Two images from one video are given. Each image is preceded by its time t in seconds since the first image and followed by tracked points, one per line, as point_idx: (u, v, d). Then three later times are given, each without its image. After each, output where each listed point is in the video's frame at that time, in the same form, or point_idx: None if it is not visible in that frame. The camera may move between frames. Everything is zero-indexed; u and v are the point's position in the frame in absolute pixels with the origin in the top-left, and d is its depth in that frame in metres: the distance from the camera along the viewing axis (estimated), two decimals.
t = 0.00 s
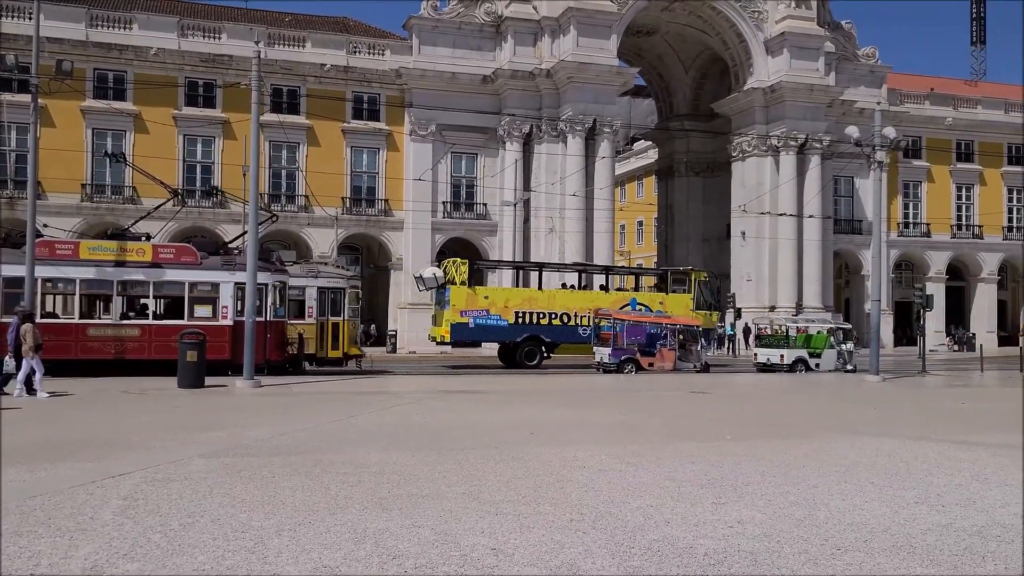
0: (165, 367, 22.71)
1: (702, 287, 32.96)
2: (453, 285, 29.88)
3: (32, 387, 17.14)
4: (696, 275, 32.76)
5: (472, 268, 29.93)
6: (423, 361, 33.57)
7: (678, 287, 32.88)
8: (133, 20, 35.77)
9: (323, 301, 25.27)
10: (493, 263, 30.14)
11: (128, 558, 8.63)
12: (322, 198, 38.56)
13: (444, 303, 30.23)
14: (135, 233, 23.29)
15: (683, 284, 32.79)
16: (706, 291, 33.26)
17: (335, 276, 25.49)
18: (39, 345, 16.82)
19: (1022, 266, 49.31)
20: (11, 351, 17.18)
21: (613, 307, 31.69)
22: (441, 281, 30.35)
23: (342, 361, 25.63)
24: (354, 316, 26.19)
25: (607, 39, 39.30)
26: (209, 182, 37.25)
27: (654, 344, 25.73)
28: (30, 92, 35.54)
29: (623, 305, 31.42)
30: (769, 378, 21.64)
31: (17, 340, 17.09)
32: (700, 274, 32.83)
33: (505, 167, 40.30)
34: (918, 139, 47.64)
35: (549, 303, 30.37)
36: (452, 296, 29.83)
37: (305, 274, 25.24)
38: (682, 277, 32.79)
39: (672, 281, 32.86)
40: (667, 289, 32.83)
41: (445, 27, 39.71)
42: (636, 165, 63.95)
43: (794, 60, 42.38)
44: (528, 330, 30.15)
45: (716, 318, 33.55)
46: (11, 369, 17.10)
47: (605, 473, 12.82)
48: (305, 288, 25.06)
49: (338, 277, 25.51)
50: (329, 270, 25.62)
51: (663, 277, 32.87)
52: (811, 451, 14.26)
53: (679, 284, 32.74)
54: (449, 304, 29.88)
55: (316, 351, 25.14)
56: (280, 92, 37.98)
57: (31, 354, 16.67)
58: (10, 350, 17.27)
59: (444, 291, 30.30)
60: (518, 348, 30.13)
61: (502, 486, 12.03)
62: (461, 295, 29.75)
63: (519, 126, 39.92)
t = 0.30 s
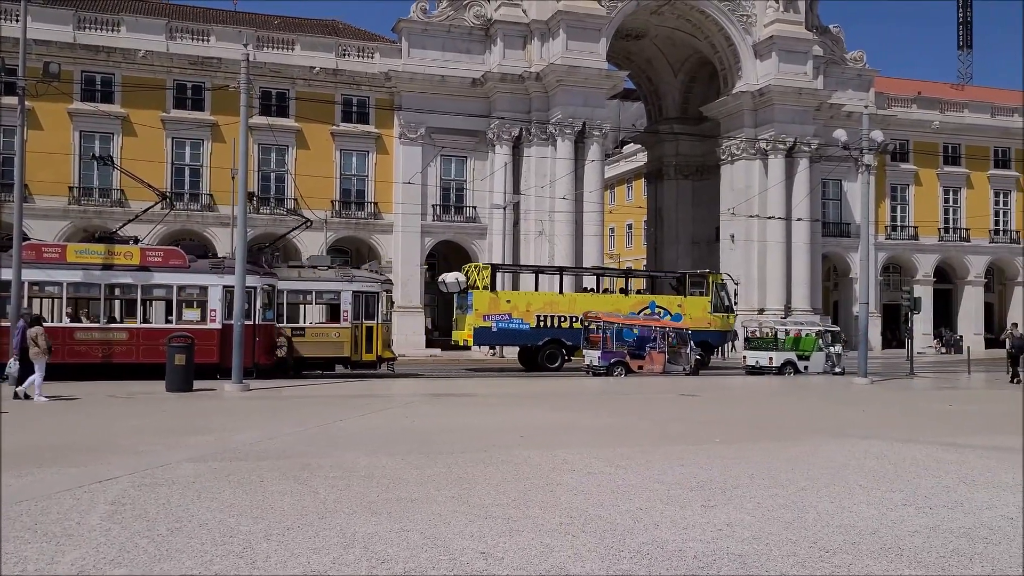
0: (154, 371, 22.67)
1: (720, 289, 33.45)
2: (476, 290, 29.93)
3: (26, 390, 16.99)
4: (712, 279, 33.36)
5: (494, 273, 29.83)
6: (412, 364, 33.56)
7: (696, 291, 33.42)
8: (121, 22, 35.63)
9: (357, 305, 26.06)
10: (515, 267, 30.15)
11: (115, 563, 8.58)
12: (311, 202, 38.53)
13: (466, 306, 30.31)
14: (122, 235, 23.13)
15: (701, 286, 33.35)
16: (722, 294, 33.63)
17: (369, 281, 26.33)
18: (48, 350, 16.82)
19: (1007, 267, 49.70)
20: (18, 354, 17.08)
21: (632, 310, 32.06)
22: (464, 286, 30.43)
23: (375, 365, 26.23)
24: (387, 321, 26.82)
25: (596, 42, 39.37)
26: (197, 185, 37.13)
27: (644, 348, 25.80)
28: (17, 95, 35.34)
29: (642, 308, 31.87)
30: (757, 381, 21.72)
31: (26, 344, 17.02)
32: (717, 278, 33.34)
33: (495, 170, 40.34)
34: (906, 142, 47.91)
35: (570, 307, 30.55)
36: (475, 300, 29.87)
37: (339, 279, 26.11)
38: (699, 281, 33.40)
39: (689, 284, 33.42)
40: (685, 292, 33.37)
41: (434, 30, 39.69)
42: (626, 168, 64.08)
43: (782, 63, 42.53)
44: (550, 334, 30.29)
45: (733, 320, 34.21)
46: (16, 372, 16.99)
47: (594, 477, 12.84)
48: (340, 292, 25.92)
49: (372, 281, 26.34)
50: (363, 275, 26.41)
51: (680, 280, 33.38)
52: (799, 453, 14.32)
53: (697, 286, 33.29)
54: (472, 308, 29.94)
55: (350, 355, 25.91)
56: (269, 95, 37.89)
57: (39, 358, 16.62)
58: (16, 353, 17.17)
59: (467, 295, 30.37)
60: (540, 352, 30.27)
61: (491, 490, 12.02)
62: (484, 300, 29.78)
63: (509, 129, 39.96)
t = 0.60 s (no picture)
0: (141, 372, 22.59)
1: (736, 290, 33.80)
2: (498, 290, 29.87)
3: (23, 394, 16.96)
4: (728, 280, 33.73)
5: (515, 273, 29.91)
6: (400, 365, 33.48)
7: (712, 292, 33.70)
8: (109, 22, 35.50)
9: (388, 306, 26.28)
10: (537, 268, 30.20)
11: (101, 566, 8.53)
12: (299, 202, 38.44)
13: (488, 307, 30.19)
14: (108, 235, 23.04)
15: (717, 288, 33.65)
16: (738, 295, 33.99)
17: (399, 282, 26.51)
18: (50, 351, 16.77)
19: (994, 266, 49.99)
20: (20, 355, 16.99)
21: (650, 310, 32.20)
22: (486, 286, 30.45)
23: (406, 365, 26.50)
24: (418, 322, 27.03)
25: (585, 43, 39.42)
26: (185, 186, 36.98)
27: (633, 348, 25.85)
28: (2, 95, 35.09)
29: (661, 309, 31.99)
30: (745, 381, 21.79)
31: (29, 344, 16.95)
32: (734, 280, 33.67)
33: (484, 170, 40.32)
34: (894, 144, 48.15)
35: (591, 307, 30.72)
36: (497, 300, 29.75)
37: (371, 280, 26.31)
38: (716, 283, 33.73)
39: (706, 286, 33.73)
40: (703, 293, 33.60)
41: (423, 31, 39.67)
42: (615, 169, 64.18)
43: (771, 64, 42.71)
44: (570, 334, 30.27)
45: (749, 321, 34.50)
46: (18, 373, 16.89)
47: (583, 477, 12.85)
48: (371, 293, 26.15)
49: (403, 283, 26.52)
50: (393, 275, 26.60)
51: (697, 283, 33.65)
52: (787, 453, 14.37)
53: (713, 288, 33.56)
54: (494, 309, 29.80)
55: (381, 355, 26.19)
56: (257, 95, 37.79)
57: (42, 359, 16.56)
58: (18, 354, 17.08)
59: (489, 295, 30.31)
60: (560, 352, 30.23)
61: (481, 490, 12.02)
62: (506, 300, 29.69)
63: (498, 130, 39.98)
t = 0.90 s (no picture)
0: (127, 372, 22.49)
1: (750, 290, 34.55)
2: (517, 291, 29.64)
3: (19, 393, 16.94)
4: (742, 280, 34.45)
5: (534, 274, 29.82)
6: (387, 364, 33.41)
7: (727, 292, 34.34)
8: (94, 20, 35.32)
9: (416, 306, 26.58)
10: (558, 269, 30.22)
11: (85, 567, 8.47)
12: (286, 201, 38.31)
13: (506, 308, 29.93)
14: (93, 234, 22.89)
15: (732, 288, 34.35)
16: (752, 295, 34.77)
17: (427, 283, 26.72)
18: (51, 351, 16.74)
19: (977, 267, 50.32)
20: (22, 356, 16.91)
21: (666, 311, 32.46)
22: (503, 288, 30.23)
23: (434, 365, 26.81)
24: (445, 321, 27.33)
25: (572, 43, 39.47)
26: (171, 185, 36.81)
27: (620, 347, 25.95)
28: None
29: (678, 310, 32.23)
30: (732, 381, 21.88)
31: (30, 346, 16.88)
32: (747, 280, 34.41)
33: (471, 170, 40.27)
34: (879, 144, 48.44)
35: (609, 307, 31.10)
36: (517, 301, 29.51)
37: (400, 281, 26.58)
38: (730, 283, 34.44)
39: (721, 285, 34.37)
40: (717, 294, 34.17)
41: (410, 30, 39.62)
42: (602, 169, 64.26)
43: (757, 65, 42.86)
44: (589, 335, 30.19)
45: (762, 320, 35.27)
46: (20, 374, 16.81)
47: (570, 477, 12.87)
48: (400, 294, 26.42)
49: (430, 283, 26.74)
50: (421, 276, 26.81)
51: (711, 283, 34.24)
52: (773, 452, 14.43)
53: (728, 288, 34.18)
54: (513, 309, 29.51)
55: (410, 355, 26.52)
56: (243, 94, 37.67)
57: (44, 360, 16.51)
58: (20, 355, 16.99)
59: (507, 296, 30.07)
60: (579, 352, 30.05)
61: (468, 490, 12.00)
62: (526, 300, 29.52)
63: (485, 129, 39.97)
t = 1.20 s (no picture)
0: (109, 371, 22.36)
1: (762, 291, 35.00)
2: (535, 290, 29.97)
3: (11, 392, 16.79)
4: (754, 280, 34.92)
5: (552, 274, 30.08)
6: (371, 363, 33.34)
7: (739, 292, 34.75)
8: (76, 16, 35.06)
9: (440, 306, 26.54)
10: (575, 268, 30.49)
11: (65, 568, 8.41)
12: (271, 200, 38.16)
13: (523, 307, 30.23)
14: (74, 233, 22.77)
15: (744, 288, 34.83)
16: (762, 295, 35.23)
17: (451, 283, 26.65)
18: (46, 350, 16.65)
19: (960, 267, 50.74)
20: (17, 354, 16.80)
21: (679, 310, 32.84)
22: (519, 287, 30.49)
23: (457, 365, 26.76)
24: (467, 322, 27.25)
25: (557, 42, 39.51)
26: (153, 183, 36.60)
27: (606, 347, 25.97)
28: None
29: (691, 309, 32.63)
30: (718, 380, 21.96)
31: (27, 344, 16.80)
32: (759, 280, 34.88)
33: (456, 169, 40.22)
34: (862, 145, 48.73)
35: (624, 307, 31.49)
36: (535, 300, 29.82)
37: (424, 281, 26.57)
38: (742, 283, 34.88)
39: (733, 285, 34.78)
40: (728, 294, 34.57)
41: (395, 29, 39.53)
42: (588, 168, 64.34)
43: (741, 65, 43.06)
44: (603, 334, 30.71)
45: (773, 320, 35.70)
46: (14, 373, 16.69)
47: (555, 476, 12.89)
48: (425, 293, 26.40)
49: (454, 283, 26.64)
50: (445, 277, 26.80)
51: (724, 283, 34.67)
52: (758, 451, 14.49)
53: (740, 287, 34.59)
54: (530, 309, 29.80)
55: (434, 355, 26.54)
56: (227, 92, 37.50)
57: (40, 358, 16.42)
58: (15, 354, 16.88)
59: (524, 295, 30.30)
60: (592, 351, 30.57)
61: (452, 490, 11.99)
62: (543, 300, 29.78)
63: (471, 128, 39.94)
